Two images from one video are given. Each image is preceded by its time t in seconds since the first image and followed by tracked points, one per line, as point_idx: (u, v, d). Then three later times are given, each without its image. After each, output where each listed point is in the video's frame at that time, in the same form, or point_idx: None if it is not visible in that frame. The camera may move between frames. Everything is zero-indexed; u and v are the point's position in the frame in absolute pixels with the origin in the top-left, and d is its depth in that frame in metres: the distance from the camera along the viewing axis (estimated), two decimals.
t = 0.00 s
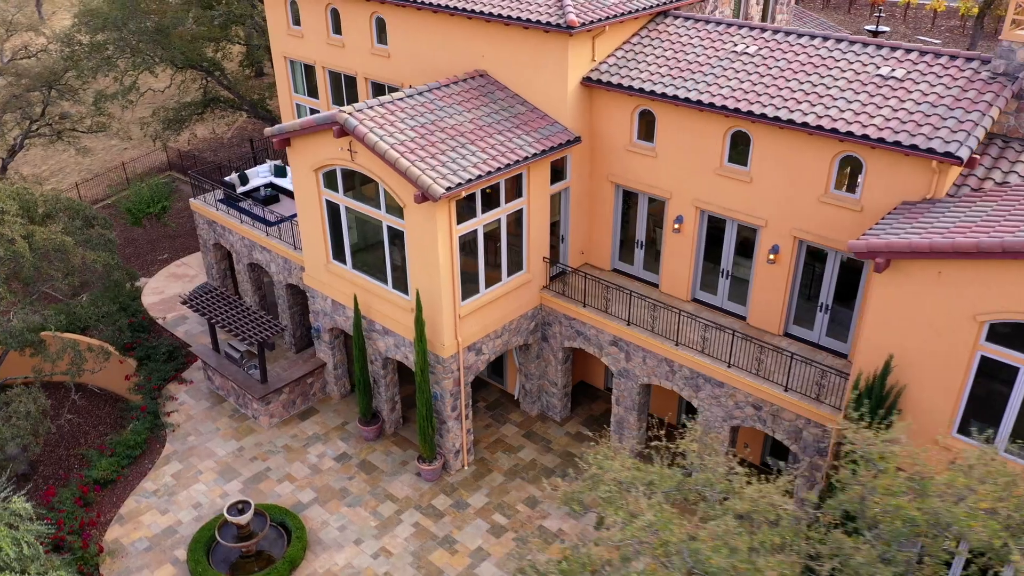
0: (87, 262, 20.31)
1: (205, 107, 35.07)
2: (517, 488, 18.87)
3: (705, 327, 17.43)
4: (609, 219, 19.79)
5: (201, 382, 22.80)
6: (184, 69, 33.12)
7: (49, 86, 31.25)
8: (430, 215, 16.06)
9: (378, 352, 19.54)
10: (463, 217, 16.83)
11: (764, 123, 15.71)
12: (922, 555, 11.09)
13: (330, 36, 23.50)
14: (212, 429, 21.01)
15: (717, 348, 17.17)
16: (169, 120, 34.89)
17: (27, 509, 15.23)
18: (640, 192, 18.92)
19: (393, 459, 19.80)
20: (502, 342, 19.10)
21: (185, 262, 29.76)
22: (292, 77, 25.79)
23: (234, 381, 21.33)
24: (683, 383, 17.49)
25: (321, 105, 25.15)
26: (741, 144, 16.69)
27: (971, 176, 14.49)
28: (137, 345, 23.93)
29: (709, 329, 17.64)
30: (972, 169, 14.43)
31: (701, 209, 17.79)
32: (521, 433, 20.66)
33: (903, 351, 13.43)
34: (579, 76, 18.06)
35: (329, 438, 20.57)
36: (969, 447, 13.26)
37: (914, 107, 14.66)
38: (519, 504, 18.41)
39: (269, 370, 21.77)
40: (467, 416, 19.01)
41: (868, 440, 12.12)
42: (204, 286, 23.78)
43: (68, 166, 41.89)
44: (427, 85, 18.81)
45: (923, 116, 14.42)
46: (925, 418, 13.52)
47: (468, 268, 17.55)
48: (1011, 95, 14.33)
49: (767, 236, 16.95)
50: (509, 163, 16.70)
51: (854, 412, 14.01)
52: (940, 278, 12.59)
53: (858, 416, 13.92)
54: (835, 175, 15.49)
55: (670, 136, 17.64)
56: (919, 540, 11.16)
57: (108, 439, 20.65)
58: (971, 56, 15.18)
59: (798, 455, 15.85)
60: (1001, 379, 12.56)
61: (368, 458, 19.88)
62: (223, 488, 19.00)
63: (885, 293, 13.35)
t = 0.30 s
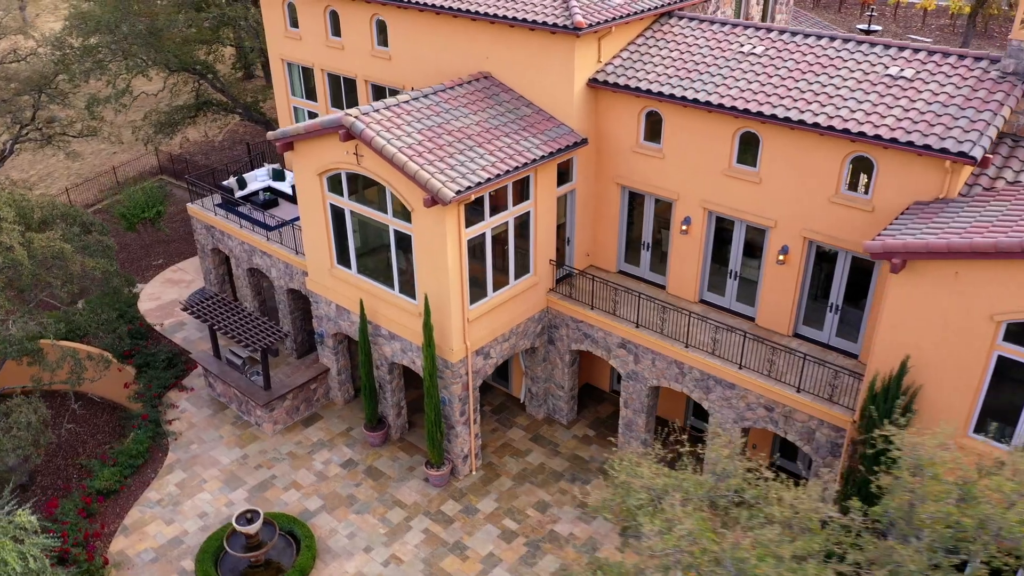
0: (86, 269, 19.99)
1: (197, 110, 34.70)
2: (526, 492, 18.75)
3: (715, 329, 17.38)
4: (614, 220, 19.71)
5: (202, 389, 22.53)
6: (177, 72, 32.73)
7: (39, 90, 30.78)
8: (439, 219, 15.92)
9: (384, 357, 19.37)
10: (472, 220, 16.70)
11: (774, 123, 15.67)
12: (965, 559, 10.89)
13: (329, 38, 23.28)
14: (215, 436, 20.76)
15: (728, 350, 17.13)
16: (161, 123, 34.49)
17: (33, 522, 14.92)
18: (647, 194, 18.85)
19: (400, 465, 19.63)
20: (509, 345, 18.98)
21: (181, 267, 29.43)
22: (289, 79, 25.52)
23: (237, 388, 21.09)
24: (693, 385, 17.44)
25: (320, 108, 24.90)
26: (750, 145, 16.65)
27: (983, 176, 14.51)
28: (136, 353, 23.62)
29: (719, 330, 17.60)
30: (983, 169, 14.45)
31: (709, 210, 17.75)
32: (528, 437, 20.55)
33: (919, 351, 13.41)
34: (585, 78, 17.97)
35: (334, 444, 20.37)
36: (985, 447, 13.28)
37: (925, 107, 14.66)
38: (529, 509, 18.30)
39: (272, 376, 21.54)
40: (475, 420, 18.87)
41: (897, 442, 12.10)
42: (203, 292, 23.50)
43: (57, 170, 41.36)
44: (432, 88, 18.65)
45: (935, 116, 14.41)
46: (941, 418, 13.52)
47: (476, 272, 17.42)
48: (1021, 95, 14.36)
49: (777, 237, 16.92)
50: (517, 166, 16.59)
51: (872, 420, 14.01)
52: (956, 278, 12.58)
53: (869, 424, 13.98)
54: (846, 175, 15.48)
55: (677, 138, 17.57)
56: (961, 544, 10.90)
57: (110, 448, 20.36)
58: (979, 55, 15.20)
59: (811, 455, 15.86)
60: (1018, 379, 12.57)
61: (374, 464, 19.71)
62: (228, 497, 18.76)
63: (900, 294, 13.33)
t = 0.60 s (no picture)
0: (86, 276, 19.69)
1: (191, 113, 34.35)
2: (537, 497, 18.64)
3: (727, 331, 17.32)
4: (621, 222, 19.63)
5: (204, 396, 22.26)
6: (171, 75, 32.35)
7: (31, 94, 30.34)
8: (450, 222, 15.77)
9: (391, 362, 19.19)
10: (481, 223, 16.57)
11: (785, 124, 15.63)
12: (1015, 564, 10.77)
13: (329, 40, 23.08)
14: (219, 444, 20.51)
15: (739, 351, 17.09)
16: (154, 127, 34.10)
17: (40, 536, 14.64)
18: (654, 195, 18.78)
19: (408, 470, 19.47)
20: (518, 348, 18.85)
21: (178, 272, 29.11)
22: (288, 81, 25.28)
23: (241, 395, 20.84)
24: (704, 387, 17.39)
25: (319, 110, 24.65)
26: (760, 145, 16.62)
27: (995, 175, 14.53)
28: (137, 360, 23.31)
29: (730, 332, 17.55)
30: (996, 168, 14.47)
31: (718, 211, 17.69)
32: (536, 441, 20.43)
33: (936, 352, 13.39)
34: (592, 79, 17.87)
35: (341, 450, 20.18)
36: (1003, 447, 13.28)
37: (937, 107, 14.65)
38: (540, 513, 18.19)
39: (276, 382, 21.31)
40: (484, 425, 18.72)
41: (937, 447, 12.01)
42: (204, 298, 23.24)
43: (47, 175, 40.87)
44: (437, 90, 18.49)
45: (947, 116, 14.41)
46: (958, 418, 13.51)
47: (485, 276, 17.28)
48: None
49: (787, 238, 16.89)
50: (527, 168, 16.46)
51: (904, 419, 13.67)
52: (974, 278, 12.57)
53: (887, 425, 13.94)
54: (857, 175, 15.47)
55: (686, 139, 17.51)
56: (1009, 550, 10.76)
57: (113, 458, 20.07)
58: (989, 55, 15.22)
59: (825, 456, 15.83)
60: None
61: (382, 470, 19.53)
62: (235, 505, 18.54)
63: (917, 295, 13.31)
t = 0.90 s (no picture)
0: (88, 283, 19.40)
1: (186, 117, 33.99)
2: (548, 501, 18.53)
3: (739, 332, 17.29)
4: (629, 224, 19.55)
5: (207, 403, 22.00)
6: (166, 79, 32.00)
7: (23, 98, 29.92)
8: (461, 226, 15.63)
9: (399, 367, 19.02)
10: (492, 227, 16.45)
11: (797, 125, 15.60)
12: None
13: (330, 42, 22.88)
14: (224, 451, 20.27)
15: (751, 352, 17.05)
16: (148, 130, 33.72)
17: (49, 548, 14.37)
18: (662, 197, 18.72)
19: (417, 476, 19.31)
20: (527, 352, 18.73)
21: (175, 278, 28.79)
22: (287, 84, 25.03)
23: (246, 402, 20.60)
24: (716, 389, 17.34)
25: (319, 113, 24.42)
26: (771, 146, 16.58)
27: (1008, 175, 14.56)
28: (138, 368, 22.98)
29: (742, 333, 17.51)
30: (1009, 167, 14.53)
31: (728, 212, 17.65)
32: (545, 444, 20.32)
33: (955, 352, 13.38)
34: (600, 80, 17.79)
35: (348, 456, 19.98)
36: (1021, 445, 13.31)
37: (950, 107, 14.66)
38: (552, 518, 18.08)
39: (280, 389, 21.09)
40: (494, 429, 18.59)
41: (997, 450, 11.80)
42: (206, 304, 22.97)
43: (36, 180, 40.36)
44: (444, 92, 18.34)
45: (961, 115, 14.43)
46: (976, 418, 13.52)
47: (496, 279, 17.15)
48: None
49: (798, 238, 16.87)
50: (538, 171, 16.36)
51: (922, 419, 13.65)
52: (993, 278, 12.56)
53: (904, 425, 13.92)
54: (870, 175, 15.47)
55: (696, 140, 17.46)
56: None
57: (117, 467, 19.78)
58: (1000, 54, 15.27)
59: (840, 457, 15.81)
60: None
61: (391, 476, 19.35)
62: (243, 514, 18.33)
63: (934, 295, 13.31)
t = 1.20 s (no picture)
0: (89, 290, 19.10)
1: (180, 120, 33.63)
2: (559, 504, 18.43)
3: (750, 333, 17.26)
4: (636, 225, 19.49)
5: (210, 409, 21.74)
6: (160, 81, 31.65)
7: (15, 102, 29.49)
8: (473, 229, 15.51)
9: (407, 371, 18.86)
10: (503, 230, 16.33)
11: (808, 125, 15.59)
12: None
13: (330, 44, 22.69)
14: (228, 459, 20.03)
15: (763, 353, 17.02)
16: (141, 134, 33.33)
17: (58, 561, 14.10)
18: (670, 198, 18.66)
19: (426, 481, 19.16)
20: (536, 355, 18.62)
21: (172, 282, 28.47)
22: (286, 86, 24.78)
23: (250, 408, 20.36)
24: (727, 390, 17.30)
25: (320, 116, 24.19)
26: (781, 146, 16.56)
27: (1020, 174, 14.59)
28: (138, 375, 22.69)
29: (753, 334, 17.47)
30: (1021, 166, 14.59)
31: (737, 212, 17.61)
32: (553, 447, 20.21)
33: (973, 351, 13.40)
34: (608, 81, 17.71)
35: (355, 462, 19.79)
36: None
37: (963, 106, 14.70)
38: (564, 521, 17.98)
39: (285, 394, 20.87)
40: (504, 434, 18.47)
41: None
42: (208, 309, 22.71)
43: (26, 184, 39.84)
44: (451, 94, 18.20)
45: (973, 115, 14.47)
46: (993, 418, 13.55)
47: (506, 283, 17.03)
48: None
49: (809, 239, 16.86)
50: (548, 173, 16.25)
51: (940, 418, 13.65)
52: (1011, 277, 12.58)
53: (922, 425, 13.91)
54: (882, 175, 15.48)
55: (705, 141, 17.42)
56: None
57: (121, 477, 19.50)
58: (1009, 54, 15.33)
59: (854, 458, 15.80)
60: None
61: (399, 482, 19.18)
62: (251, 522, 18.11)
63: (951, 295, 13.32)
